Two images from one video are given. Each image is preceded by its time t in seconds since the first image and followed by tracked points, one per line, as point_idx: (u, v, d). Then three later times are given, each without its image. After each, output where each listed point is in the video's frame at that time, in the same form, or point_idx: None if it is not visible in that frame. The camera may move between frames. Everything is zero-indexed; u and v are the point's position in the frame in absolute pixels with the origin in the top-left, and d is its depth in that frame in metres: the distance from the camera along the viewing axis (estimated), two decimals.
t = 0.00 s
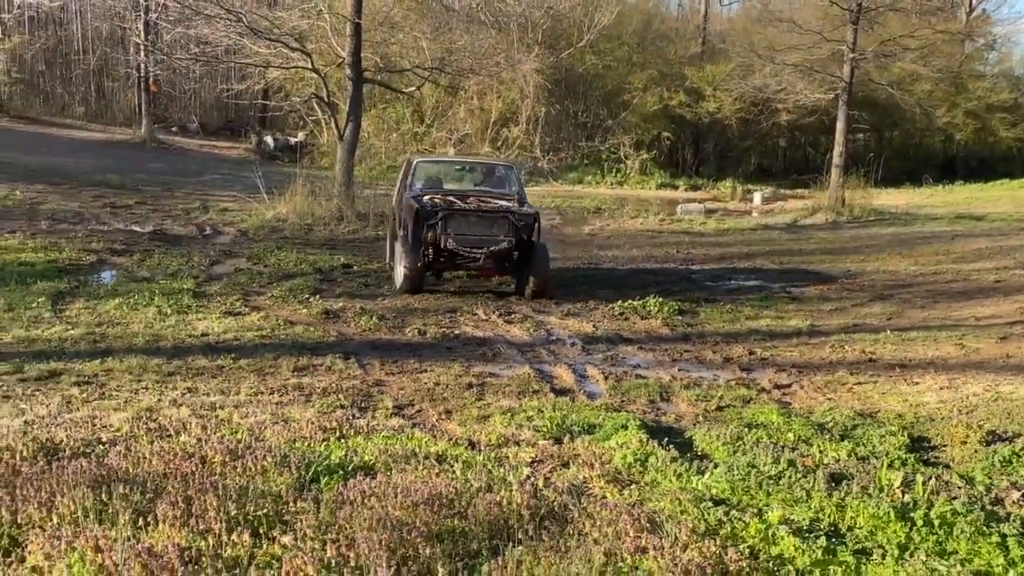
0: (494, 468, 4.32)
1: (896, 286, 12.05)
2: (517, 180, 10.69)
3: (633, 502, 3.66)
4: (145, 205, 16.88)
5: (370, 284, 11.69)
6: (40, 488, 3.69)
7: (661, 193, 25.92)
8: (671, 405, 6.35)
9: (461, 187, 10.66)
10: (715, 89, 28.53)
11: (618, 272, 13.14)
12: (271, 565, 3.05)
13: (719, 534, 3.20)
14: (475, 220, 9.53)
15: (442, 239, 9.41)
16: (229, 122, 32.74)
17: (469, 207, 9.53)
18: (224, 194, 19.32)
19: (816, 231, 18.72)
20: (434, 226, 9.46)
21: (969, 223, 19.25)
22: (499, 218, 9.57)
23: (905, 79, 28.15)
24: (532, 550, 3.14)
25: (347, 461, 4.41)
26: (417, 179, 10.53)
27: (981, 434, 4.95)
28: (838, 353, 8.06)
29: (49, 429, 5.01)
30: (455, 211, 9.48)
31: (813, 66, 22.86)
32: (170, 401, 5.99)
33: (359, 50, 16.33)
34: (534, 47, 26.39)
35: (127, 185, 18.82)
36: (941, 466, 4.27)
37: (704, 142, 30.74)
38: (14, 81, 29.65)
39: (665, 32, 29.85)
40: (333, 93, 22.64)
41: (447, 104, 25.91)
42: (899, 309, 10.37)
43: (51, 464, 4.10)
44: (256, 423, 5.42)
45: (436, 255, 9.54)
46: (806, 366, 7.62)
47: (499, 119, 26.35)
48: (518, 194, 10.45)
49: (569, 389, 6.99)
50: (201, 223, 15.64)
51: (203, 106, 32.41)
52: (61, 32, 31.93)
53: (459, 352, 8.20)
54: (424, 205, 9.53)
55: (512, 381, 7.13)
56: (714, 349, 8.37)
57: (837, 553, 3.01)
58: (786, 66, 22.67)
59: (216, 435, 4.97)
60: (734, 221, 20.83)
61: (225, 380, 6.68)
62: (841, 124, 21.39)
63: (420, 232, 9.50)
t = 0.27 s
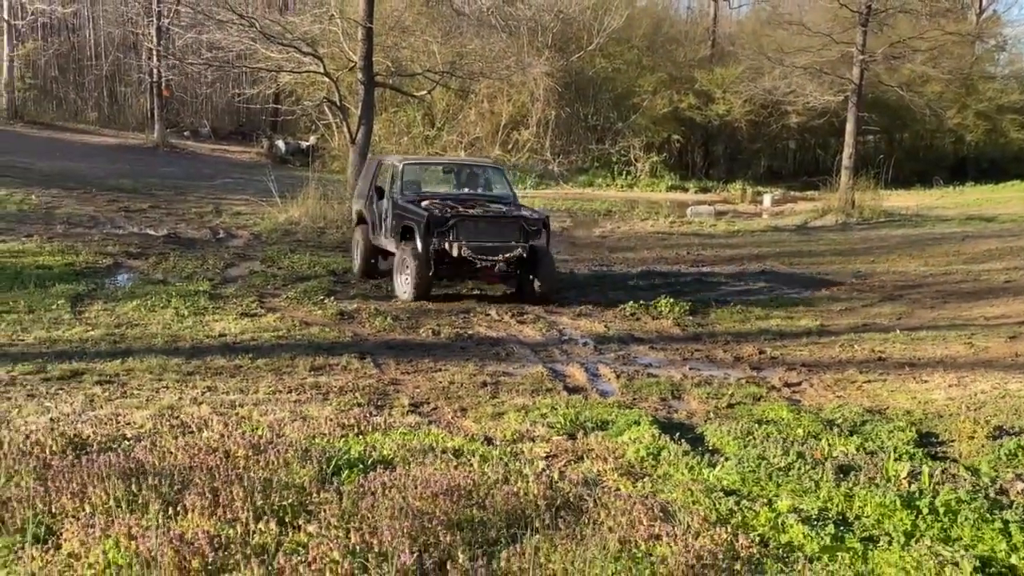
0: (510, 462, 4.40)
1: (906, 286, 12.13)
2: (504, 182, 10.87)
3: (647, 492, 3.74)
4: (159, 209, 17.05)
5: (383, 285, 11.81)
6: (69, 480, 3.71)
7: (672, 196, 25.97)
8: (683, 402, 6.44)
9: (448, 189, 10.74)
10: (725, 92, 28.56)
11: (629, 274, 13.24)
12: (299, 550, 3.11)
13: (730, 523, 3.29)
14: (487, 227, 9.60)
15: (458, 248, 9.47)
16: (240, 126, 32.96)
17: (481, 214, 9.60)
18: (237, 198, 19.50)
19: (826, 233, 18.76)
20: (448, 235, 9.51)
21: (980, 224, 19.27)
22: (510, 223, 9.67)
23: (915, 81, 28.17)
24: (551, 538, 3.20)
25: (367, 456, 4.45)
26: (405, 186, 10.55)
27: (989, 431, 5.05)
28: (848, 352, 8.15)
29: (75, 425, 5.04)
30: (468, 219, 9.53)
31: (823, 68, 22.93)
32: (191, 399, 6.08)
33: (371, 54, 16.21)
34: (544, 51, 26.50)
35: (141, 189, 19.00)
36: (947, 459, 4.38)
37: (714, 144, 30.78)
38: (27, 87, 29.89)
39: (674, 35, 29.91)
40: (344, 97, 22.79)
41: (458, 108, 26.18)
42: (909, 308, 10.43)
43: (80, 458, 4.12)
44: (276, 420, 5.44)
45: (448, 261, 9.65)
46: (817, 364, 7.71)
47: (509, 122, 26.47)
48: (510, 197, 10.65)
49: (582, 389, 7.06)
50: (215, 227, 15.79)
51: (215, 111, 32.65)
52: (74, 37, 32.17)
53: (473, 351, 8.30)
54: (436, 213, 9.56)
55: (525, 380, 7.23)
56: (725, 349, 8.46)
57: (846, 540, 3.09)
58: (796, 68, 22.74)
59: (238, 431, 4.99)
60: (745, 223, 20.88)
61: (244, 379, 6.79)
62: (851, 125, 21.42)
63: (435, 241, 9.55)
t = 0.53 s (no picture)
0: (524, 454, 4.50)
1: (912, 286, 12.22)
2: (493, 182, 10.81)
3: (658, 482, 3.84)
4: (167, 211, 17.18)
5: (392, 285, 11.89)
6: (98, 471, 3.81)
7: (677, 197, 26.04)
8: (691, 399, 6.53)
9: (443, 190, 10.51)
10: (729, 93, 28.58)
11: (636, 275, 13.32)
12: (324, 535, 3.22)
13: (741, 511, 3.37)
14: (508, 228, 9.58)
15: (483, 251, 9.36)
16: (246, 128, 33.12)
17: (501, 215, 9.54)
18: (245, 200, 19.63)
19: (831, 233, 18.85)
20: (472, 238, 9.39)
21: (985, 224, 19.33)
22: (528, 222, 9.68)
23: (920, 81, 28.23)
24: (567, 525, 3.31)
25: (385, 449, 4.54)
26: (399, 185, 10.20)
27: (994, 425, 5.14)
28: (855, 349, 8.24)
29: (97, 420, 5.12)
30: (489, 221, 9.46)
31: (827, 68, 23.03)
32: (208, 396, 6.19)
33: (377, 57, 16.04)
34: (549, 52, 26.61)
35: (149, 191, 19.12)
36: (953, 451, 4.47)
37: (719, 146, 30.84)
38: (35, 90, 30.06)
39: (679, 37, 29.97)
40: (350, 99, 22.89)
41: (463, 110, 26.12)
42: (915, 307, 10.53)
43: (106, 451, 4.21)
44: (293, 416, 5.51)
45: (468, 261, 9.57)
46: (823, 362, 7.80)
47: (514, 123, 26.62)
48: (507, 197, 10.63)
49: (592, 385, 7.15)
50: (224, 228, 15.91)
51: (221, 113, 32.82)
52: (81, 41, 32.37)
53: (482, 350, 8.39)
54: (458, 217, 9.39)
55: (534, 378, 7.31)
56: (732, 347, 8.55)
57: (852, 527, 3.21)
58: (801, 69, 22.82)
59: (257, 425, 5.06)
60: (750, 224, 20.93)
61: (258, 377, 6.89)
62: (856, 125, 21.49)
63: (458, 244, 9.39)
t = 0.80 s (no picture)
0: (524, 445, 4.60)
1: (911, 282, 12.32)
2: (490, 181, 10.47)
3: (656, 471, 3.94)
4: (171, 210, 17.30)
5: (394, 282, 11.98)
6: (112, 461, 3.91)
7: (678, 195, 26.13)
8: (690, 393, 6.62)
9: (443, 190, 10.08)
10: (729, 91, 28.63)
11: (637, 272, 13.42)
12: (332, 522, 3.32)
13: (735, 498, 3.47)
14: (534, 228, 9.27)
15: (517, 255, 9.02)
16: (248, 128, 33.24)
17: (528, 215, 9.21)
18: (248, 199, 19.74)
19: (831, 231, 18.93)
20: (504, 241, 9.03)
21: (984, 221, 19.40)
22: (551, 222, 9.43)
23: (920, 79, 28.29)
24: (567, 511, 3.41)
25: (389, 441, 4.64)
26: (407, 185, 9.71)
27: (988, 417, 5.24)
28: (852, 345, 8.34)
29: (107, 414, 5.22)
30: (518, 222, 9.11)
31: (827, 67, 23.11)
32: (215, 390, 6.31)
33: (379, 57, 16.08)
34: (550, 51, 26.70)
35: (152, 191, 19.24)
36: (945, 442, 4.57)
37: (719, 144, 30.90)
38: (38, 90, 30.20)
39: (680, 35, 30.05)
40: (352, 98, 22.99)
41: (464, 109, 26.73)
42: (914, 304, 10.61)
43: (118, 442, 4.32)
44: (299, 409, 5.61)
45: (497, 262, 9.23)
46: (820, 357, 7.90)
47: (515, 122, 26.73)
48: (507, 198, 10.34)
49: (591, 380, 7.24)
50: (227, 227, 16.02)
51: (223, 113, 32.98)
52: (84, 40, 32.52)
53: (484, 346, 8.49)
54: (488, 218, 8.98)
55: (535, 372, 7.43)
56: (731, 342, 8.63)
57: (842, 512, 3.31)
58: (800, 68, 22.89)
59: (263, 418, 5.17)
60: (750, 222, 21.02)
61: (264, 373, 7.00)
62: (855, 124, 21.55)
63: (489, 248, 9.00)
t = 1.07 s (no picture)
0: (511, 431, 4.72)
1: (898, 275, 12.49)
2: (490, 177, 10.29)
3: (637, 454, 4.06)
4: (165, 206, 17.37)
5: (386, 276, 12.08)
6: (109, 446, 4.02)
7: (670, 191, 26.28)
8: (676, 382, 6.74)
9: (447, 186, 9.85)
10: (722, 87, 28.76)
11: (627, 266, 13.55)
12: (321, 502, 3.43)
13: (711, 479, 3.58)
14: (560, 227, 9.27)
15: (552, 255, 8.96)
16: (243, 124, 33.26)
17: (553, 214, 9.18)
18: (242, 195, 19.80)
19: (821, 225, 19.07)
20: (537, 241, 8.98)
21: (974, 216, 19.59)
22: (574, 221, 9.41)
23: (911, 75, 28.46)
24: (548, 492, 3.53)
25: (379, 428, 4.76)
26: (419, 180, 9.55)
27: (963, 403, 5.39)
28: (836, 336, 8.49)
29: (104, 404, 5.32)
30: (547, 221, 9.08)
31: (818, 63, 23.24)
32: (208, 381, 6.43)
33: (372, 54, 16.10)
34: (543, 48, 26.79)
35: (147, 187, 19.31)
36: (918, 426, 4.72)
37: (711, 140, 30.93)
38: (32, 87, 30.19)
39: (672, 32, 30.19)
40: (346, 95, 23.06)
41: (458, 105, 26.86)
42: (900, 296, 10.75)
43: (113, 429, 4.42)
44: (292, 399, 5.71)
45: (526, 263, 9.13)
46: (805, 347, 8.04)
47: (508, 118, 26.82)
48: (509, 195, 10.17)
49: (579, 370, 7.32)
50: (221, 223, 16.10)
51: (218, 110, 32.92)
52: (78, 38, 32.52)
53: (475, 337, 8.60)
54: (522, 218, 8.90)
55: (525, 363, 7.52)
56: (717, 334, 8.76)
57: (813, 491, 3.43)
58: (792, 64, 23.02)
59: (256, 407, 5.29)
60: (742, 217, 21.16)
61: (257, 364, 7.11)
62: (846, 119, 21.70)
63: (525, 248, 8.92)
